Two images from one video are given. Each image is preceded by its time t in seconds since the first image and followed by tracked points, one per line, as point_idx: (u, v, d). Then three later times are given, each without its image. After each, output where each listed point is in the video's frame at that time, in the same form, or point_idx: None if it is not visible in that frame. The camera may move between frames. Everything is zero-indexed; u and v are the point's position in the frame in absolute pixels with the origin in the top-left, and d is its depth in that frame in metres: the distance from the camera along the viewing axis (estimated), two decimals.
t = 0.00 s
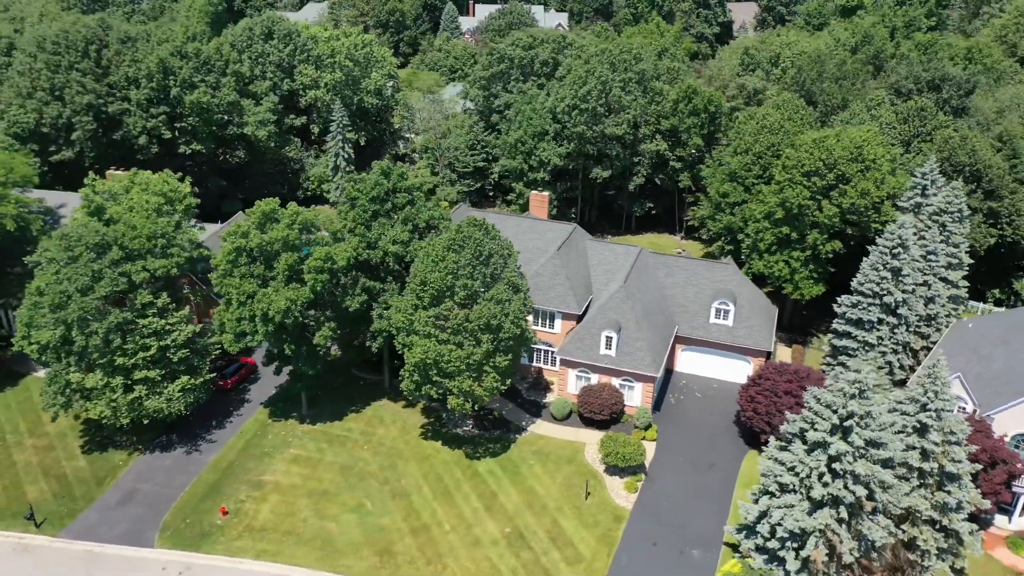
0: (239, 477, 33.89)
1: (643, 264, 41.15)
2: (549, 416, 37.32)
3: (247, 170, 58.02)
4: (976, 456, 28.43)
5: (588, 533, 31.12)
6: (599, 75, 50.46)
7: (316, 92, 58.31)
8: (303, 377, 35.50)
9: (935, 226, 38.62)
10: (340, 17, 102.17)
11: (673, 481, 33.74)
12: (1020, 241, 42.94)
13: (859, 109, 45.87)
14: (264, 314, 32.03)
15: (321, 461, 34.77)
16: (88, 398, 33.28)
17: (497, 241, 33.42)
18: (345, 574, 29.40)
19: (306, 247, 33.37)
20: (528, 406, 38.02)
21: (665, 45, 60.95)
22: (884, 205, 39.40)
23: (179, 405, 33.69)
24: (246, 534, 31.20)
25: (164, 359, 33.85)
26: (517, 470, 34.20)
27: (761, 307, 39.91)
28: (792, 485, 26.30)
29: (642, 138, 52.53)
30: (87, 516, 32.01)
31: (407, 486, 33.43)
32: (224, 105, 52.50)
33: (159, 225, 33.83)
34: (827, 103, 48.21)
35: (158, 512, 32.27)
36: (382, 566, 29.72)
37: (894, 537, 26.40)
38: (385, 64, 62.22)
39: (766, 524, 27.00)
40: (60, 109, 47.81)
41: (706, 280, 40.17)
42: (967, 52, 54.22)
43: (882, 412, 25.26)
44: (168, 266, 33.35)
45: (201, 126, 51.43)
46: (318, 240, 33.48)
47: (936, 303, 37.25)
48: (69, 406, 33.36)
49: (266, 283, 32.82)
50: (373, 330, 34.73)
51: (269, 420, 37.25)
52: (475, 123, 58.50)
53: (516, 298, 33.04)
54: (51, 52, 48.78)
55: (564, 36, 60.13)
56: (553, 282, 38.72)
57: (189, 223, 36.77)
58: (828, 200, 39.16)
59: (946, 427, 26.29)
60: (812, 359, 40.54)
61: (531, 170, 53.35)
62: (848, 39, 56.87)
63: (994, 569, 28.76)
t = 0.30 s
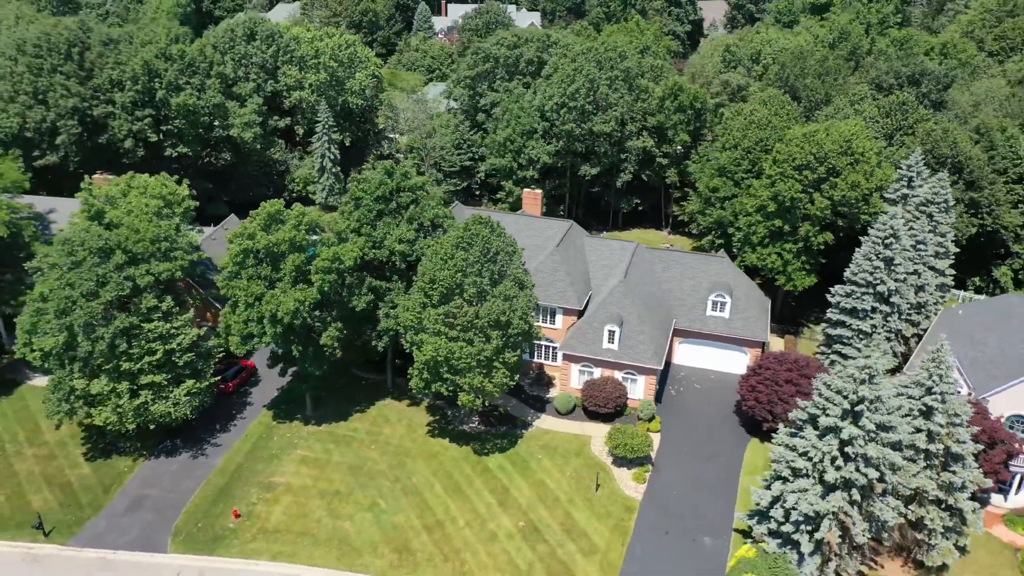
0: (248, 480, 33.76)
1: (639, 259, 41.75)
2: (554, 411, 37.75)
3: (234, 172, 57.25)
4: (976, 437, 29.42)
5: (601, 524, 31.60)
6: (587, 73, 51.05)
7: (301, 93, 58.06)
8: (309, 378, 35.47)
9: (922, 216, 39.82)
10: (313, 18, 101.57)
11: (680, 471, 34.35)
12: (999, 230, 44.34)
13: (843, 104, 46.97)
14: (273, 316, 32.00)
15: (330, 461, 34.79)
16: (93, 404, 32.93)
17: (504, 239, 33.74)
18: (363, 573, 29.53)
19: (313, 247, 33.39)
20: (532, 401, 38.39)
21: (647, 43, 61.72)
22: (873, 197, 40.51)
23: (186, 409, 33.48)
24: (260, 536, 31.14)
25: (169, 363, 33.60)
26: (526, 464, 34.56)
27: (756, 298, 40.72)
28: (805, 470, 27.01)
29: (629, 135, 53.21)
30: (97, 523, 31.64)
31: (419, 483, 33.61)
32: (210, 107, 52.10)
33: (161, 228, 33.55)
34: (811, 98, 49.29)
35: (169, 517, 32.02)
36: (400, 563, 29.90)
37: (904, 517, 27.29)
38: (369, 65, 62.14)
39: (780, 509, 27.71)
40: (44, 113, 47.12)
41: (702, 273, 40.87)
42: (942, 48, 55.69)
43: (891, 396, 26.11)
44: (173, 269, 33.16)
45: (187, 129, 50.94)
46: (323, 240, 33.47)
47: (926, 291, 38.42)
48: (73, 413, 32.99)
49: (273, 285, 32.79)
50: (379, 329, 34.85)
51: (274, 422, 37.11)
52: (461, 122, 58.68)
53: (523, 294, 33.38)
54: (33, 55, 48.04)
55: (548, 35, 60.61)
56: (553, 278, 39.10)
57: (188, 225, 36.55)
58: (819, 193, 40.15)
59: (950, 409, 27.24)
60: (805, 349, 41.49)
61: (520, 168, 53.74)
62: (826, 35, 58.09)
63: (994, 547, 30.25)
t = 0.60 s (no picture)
0: (257, 488, 33.64)
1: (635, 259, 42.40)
2: (558, 411, 38.17)
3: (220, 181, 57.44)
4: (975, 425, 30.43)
5: (613, 521, 32.06)
6: (574, 78, 51.71)
7: (286, 100, 57.90)
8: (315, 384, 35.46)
9: (908, 213, 41.11)
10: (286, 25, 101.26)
11: (687, 467, 34.94)
12: (978, 226, 45.94)
13: (826, 105, 48.18)
14: (282, 322, 32.00)
15: (339, 467, 34.80)
16: (99, 416, 32.59)
17: (509, 241, 34.10)
18: None
19: (319, 254, 33.44)
20: (536, 402, 38.76)
21: (629, 47, 62.60)
22: (861, 195, 41.68)
23: (193, 419, 33.27)
24: (274, 544, 31.05)
25: (175, 373, 33.35)
26: (534, 464, 34.90)
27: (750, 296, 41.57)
28: (817, 461, 27.73)
29: (616, 138, 53.94)
30: (106, 536, 31.28)
31: (430, 486, 33.77)
32: (197, 115, 51.77)
33: (165, 237, 33.38)
34: (794, 100, 50.46)
35: (179, 527, 31.74)
36: (418, 566, 30.04)
37: (912, 503, 28.16)
38: (353, 71, 62.18)
39: (792, 499, 28.43)
40: (29, 123, 46.54)
41: (697, 272, 41.61)
42: (915, 50, 57.39)
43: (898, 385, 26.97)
44: (178, 278, 33.02)
45: (174, 137, 50.54)
46: (330, 246, 33.56)
47: (915, 285, 39.60)
48: (78, 426, 32.61)
49: (281, 291, 32.79)
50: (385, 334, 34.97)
51: (278, 430, 37.00)
52: (447, 128, 58.98)
53: (529, 296, 33.74)
54: (16, 64, 47.46)
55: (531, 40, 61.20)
56: (554, 280, 39.57)
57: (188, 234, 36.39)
58: (809, 192, 41.20)
59: (952, 397, 28.22)
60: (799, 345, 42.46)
61: (509, 172, 54.21)
62: (804, 39, 59.44)
63: (992, 531, 31.31)
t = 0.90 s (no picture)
0: (268, 496, 33.56)
1: (631, 260, 43.08)
2: (562, 411, 38.60)
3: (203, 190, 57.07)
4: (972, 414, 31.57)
5: (624, 517, 32.59)
6: (562, 83, 52.44)
7: (272, 108, 57.79)
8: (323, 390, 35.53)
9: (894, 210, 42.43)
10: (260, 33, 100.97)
11: (693, 463, 35.60)
12: (958, 223, 47.54)
13: (809, 107, 49.43)
14: (292, 329, 32.07)
15: (349, 472, 34.85)
16: (106, 427, 32.31)
17: (515, 244, 34.52)
18: None
19: (327, 260, 33.56)
20: (540, 403, 39.16)
21: (611, 52, 63.53)
22: (848, 194, 42.90)
23: (202, 428, 33.10)
24: (290, 550, 31.02)
25: (182, 382, 33.18)
26: (543, 464, 35.31)
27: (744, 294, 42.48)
28: (827, 452, 28.54)
29: (603, 142, 54.72)
30: (118, 548, 30.93)
31: (441, 488, 33.99)
32: (184, 124, 51.45)
33: (170, 246, 33.27)
34: (777, 102, 51.69)
35: (192, 537, 31.53)
36: (436, 567, 30.23)
37: (918, 490, 29.07)
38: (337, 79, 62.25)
39: (803, 489, 29.20)
40: (15, 133, 45.92)
41: (692, 272, 42.42)
42: (889, 53, 59.10)
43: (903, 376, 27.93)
44: (185, 287, 32.91)
45: (162, 146, 50.24)
46: (337, 252, 33.70)
47: (904, 280, 40.82)
48: (85, 438, 32.26)
49: (289, 298, 32.86)
50: (392, 339, 35.15)
51: (284, 437, 36.93)
52: (433, 134, 59.27)
53: (535, 297, 34.21)
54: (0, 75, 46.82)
55: (515, 46, 61.82)
56: (554, 282, 40.09)
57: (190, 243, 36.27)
58: (799, 192, 42.29)
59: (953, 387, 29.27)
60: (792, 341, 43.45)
61: (498, 177, 54.69)
62: (781, 43, 60.85)
63: (990, 515, 32.41)
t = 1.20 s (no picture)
0: (280, 503, 33.54)
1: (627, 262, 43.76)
2: (566, 412, 39.09)
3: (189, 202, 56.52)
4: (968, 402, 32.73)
5: (636, 513, 33.16)
6: (550, 88, 53.12)
7: (259, 116, 57.65)
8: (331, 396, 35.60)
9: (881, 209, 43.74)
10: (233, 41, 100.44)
11: (698, 459, 36.29)
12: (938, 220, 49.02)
13: (793, 109, 50.67)
14: (304, 335, 32.18)
15: (360, 477, 34.97)
16: (116, 438, 32.06)
17: (521, 246, 34.97)
18: None
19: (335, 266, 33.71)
20: (544, 405, 39.61)
21: (593, 57, 64.38)
22: (836, 193, 44.10)
23: (212, 437, 32.99)
24: (307, 556, 31.05)
25: (191, 391, 33.02)
26: (552, 463, 35.77)
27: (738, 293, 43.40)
28: (835, 443, 29.40)
29: (591, 146, 55.48)
30: (132, 559, 30.68)
31: (454, 491, 34.27)
32: (172, 132, 51.12)
33: (177, 255, 33.19)
34: (761, 105, 52.89)
35: (207, 546, 31.42)
36: (454, 568, 30.50)
37: (922, 478, 30.04)
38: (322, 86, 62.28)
39: (812, 480, 30.01)
40: (2, 144, 45.30)
41: (687, 272, 43.23)
42: (864, 56, 60.81)
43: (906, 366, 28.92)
44: (192, 295, 32.82)
45: (150, 156, 49.85)
46: (345, 258, 33.88)
47: (892, 276, 42.05)
48: (94, 451, 31.96)
49: (299, 305, 32.95)
50: (400, 343, 35.38)
51: (291, 445, 36.91)
52: (421, 140, 59.56)
53: (542, 299, 34.69)
54: None
55: (499, 52, 62.39)
56: (554, 284, 40.59)
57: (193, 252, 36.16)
58: (790, 192, 43.36)
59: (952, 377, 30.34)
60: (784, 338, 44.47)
61: (488, 182, 55.19)
62: (760, 47, 62.22)
63: (986, 501, 33.59)
